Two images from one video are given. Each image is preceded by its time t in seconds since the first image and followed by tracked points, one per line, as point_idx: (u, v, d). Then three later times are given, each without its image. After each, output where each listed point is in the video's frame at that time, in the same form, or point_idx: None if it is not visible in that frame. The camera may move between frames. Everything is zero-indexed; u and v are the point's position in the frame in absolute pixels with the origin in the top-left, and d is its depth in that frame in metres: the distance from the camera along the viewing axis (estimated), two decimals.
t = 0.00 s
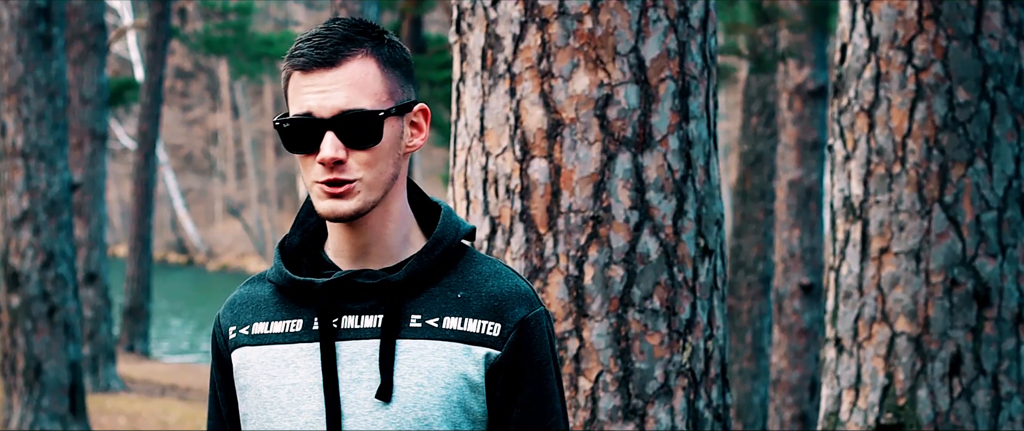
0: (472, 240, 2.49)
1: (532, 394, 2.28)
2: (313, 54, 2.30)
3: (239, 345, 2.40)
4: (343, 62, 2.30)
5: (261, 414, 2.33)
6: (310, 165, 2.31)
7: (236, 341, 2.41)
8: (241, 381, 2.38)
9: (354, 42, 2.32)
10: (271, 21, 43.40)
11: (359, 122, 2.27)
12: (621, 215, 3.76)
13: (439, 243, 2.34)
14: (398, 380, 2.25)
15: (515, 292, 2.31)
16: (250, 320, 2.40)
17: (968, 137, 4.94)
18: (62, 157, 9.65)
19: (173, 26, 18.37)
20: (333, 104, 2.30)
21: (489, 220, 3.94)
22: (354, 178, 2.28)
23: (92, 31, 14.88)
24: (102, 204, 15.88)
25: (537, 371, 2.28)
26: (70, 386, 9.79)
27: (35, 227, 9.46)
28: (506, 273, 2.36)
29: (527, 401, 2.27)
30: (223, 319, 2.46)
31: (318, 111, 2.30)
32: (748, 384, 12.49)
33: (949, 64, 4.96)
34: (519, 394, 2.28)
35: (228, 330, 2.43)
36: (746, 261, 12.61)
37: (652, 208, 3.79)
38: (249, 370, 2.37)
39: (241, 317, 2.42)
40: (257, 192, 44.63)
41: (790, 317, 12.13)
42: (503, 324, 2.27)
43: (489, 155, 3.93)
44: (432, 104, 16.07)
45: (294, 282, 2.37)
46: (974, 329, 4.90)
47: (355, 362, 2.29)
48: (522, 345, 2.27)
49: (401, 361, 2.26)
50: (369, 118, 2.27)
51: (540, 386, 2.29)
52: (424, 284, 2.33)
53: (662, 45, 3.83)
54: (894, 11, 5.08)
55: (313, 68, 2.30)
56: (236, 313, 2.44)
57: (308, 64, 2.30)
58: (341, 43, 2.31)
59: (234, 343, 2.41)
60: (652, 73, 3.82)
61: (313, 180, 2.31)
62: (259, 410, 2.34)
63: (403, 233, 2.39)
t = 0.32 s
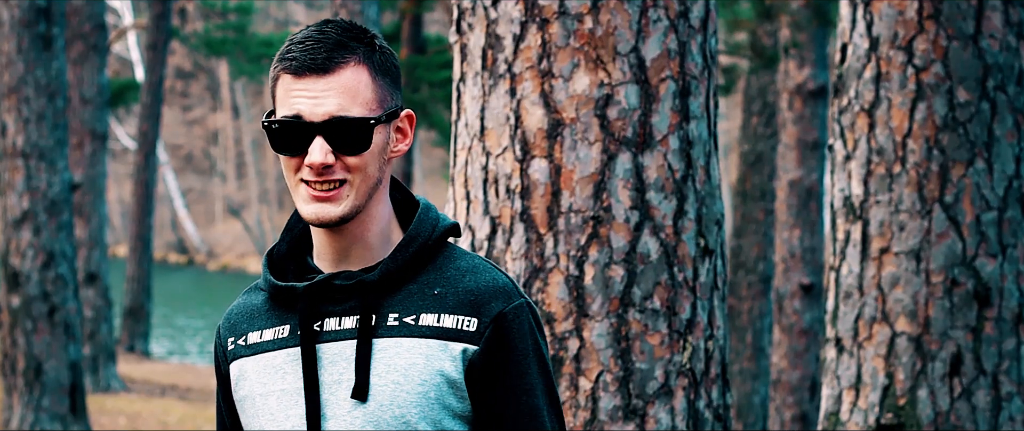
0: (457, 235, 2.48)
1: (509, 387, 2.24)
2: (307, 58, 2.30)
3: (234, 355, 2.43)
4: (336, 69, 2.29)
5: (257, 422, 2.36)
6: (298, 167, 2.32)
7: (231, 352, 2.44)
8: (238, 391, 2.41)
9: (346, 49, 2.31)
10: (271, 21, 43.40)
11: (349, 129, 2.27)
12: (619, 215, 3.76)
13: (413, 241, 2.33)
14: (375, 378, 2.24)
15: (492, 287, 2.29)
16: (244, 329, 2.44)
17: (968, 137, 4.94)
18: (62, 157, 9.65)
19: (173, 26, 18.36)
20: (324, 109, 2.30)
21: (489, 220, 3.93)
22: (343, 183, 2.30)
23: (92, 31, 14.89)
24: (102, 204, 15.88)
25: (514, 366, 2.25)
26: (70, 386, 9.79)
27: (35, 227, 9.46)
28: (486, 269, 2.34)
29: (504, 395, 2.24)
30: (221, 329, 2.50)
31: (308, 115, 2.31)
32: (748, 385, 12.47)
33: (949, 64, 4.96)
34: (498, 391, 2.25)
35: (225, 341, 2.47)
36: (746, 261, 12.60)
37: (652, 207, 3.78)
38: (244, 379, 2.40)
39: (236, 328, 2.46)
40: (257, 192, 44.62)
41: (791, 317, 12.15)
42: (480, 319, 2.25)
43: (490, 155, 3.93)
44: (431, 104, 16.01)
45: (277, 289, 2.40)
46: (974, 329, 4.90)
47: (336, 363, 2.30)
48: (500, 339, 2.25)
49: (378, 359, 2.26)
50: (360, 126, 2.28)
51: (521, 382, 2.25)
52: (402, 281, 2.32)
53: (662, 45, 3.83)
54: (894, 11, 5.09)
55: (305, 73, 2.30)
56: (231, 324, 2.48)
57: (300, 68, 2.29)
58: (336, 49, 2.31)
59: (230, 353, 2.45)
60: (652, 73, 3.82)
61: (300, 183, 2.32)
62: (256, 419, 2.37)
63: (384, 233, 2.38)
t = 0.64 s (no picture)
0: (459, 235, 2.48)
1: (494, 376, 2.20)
2: (300, 63, 2.30)
3: (233, 350, 2.45)
4: (331, 71, 2.29)
5: (253, 416, 2.37)
6: (302, 173, 2.32)
7: (230, 346, 2.46)
8: (234, 385, 2.42)
9: (339, 49, 2.31)
10: (271, 22, 43.39)
11: (349, 130, 2.28)
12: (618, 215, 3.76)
13: (414, 239, 2.34)
14: (373, 375, 2.24)
15: (488, 280, 2.28)
16: (246, 325, 2.46)
17: (968, 137, 4.94)
18: (62, 157, 9.66)
19: (173, 26, 18.35)
20: (323, 112, 2.30)
21: (489, 220, 3.93)
22: (347, 184, 2.29)
23: (92, 31, 14.88)
24: (102, 204, 15.89)
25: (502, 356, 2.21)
26: (70, 386, 9.78)
27: (35, 227, 9.46)
28: (483, 264, 2.33)
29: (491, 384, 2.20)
30: (221, 323, 2.52)
31: (308, 119, 2.31)
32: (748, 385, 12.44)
33: (949, 64, 4.96)
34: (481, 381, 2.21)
35: (224, 334, 2.49)
36: (746, 261, 12.60)
37: (651, 207, 3.78)
38: (241, 373, 2.41)
39: (238, 323, 2.48)
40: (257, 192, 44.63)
41: (790, 317, 12.16)
42: (474, 311, 2.23)
43: (490, 155, 3.93)
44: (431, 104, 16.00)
45: (279, 288, 2.42)
46: (974, 330, 4.90)
47: (336, 361, 2.31)
48: (491, 330, 2.21)
49: (376, 357, 2.26)
50: (359, 126, 2.28)
51: (502, 372, 2.20)
52: (401, 278, 2.33)
53: (662, 45, 3.83)
54: (894, 11, 5.10)
55: (301, 77, 2.30)
56: (233, 319, 2.50)
57: (295, 74, 2.30)
58: (329, 51, 2.31)
59: (229, 347, 2.46)
60: (652, 73, 3.82)
61: (305, 188, 2.32)
62: (250, 414, 2.37)
63: (385, 231, 2.39)
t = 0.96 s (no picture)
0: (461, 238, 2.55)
1: (498, 382, 2.26)
2: (277, 83, 2.34)
3: (232, 328, 2.53)
4: (308, 87, 2.33)
5: (241, 394, 2.45)
6: (292, 191, 2.36)
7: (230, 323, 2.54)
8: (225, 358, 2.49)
9: (315, 63, 2.36)
10: (270, 21, 43.40)
11: (334, 143, 2.31)
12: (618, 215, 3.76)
13: (419, 240, 2.42)
14: (377, 372, 2.31)
15: (493, 284, 2.35)
16: (250, 309, 2.54)
17: (968, 137, 4.95)
18: (62, 157, 9.67)
19: (173, 26, 18.33)
20: (304, 129, 2.35)
21: (489, 220, 3.93)
22: (337, 197, 2.33)
23: (92, 31, 14.87)
24: (102, 204, 15.90)
25: (507, 360, 2.27)
26: (70, 386, 9.78)
27: (35, 227, 9.48)
28: (488, 267, 2.40)
29: (496, 390, 2.26)
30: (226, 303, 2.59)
31: (290, 138, 2.35)
32: (748, 385, 12.36)
33: (949, 64, 4.97)
34: (487, 385, 2.27)
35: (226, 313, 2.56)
36: (746, 262, 12.57)
37: (652, 207, 3.78)
38: (236, 351, 2.49)
39: (241, 306, 2.56)
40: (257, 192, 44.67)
41: (790, 317, 12.17)
42: (479, 314, 2.31)
43: (490, 155, 3.93)
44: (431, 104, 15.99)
45: (282, 283, 2.48)
46: (974, 330, 4.90)
47: (338, 355, 2.38)
48: (498, 334, 2.29)
49: (380, 353, 2.33)
50: (344, 138, 2.32)
51: (507, 377, 2.26)
52: (405, 279, 2.41)
53: (662, 45, 3.83)
54: (894, 11, 5.10)
55: (280, 97, 2.34)
56: (237, 302, 2.57)
57: (273, 94, 2.34)
58: (303, 67, 2.35)
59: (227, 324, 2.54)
60: (652, 73, 3.82)
61: (297, 206, 2.36)
62: (239, 389, 2.45)
63: (385, 232, 2.45)
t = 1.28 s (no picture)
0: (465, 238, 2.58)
1: (522, 383, 2.28)
2: (268, 88, 2.33)
3: (237, 330, 2.52)
4: (300, 91, 2.33)
5: (250, 395, 2.45)
6: (290, 196, 2.36)
7: (234, 325, 2.53)
8: (232, 360, 2.49)
9: (307, 67, 2.35)
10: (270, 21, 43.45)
11: (329, 147, 2.32)
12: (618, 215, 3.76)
13: (427, 240, 2.44)
14: (392, 374, 2.33)
15: (505, 285, 2.38)
16: (254, 310, 2.54)
17: (968, 137, 4.95)
18: (62, 157, 9.67)
19: (172, 26, 18.33)
20: (298, 132, 2.34)
21: (489, 220, 3.93)
22: (334, 200, 2.33)
23: (92, 31, 14.87)
24: (101, 204, 15.89)
25: (529, 360, 2.29)
26: (70, 386, 9.77)
27: (35, 227, 9.47)
28: (498, 267, 2.43)
29: (519, 392, 2.28)
30: (229, 305, 2.59)
31: (283, 141, 2.35)
32: (748, 385, 12.32)
33: (949, 64, 4.97)
34: (511, 387, 2.28)
35: (229, 315, 2.56)
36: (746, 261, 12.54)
37: (652, 207, 3.78)
38: (243, 351, 2.49)
39: (245, 307, 2.56)
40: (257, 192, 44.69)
41: (790, 317, 12.16)
42: (494, 315, 2.33)
43: (490, 155, 3.93)
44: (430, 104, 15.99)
45: (287, 285, 2.48)
46: (974, 329, 4.90)
47: (350, 356, 2.39)
48: (514, 334, 2.31)
49: (394, 354, 2.35)
50: (338, 141, 2.32)
51: (532, 377, 2.28)
52: (412, 279, 2.43)
53: (662, 45, 3.83)
54: (894, 11, 5.10)
55: (272, 102, 2.34)
56: (240, 304, 2.57)
57: (265, 99, 2.33)
58: (293, 72, 2.34)
59: (231, 326, 2.54)
60: (652, 73, 3.82)
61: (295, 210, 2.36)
62: (248, 391, 2.45)
63: (389, 233, 2.47)
